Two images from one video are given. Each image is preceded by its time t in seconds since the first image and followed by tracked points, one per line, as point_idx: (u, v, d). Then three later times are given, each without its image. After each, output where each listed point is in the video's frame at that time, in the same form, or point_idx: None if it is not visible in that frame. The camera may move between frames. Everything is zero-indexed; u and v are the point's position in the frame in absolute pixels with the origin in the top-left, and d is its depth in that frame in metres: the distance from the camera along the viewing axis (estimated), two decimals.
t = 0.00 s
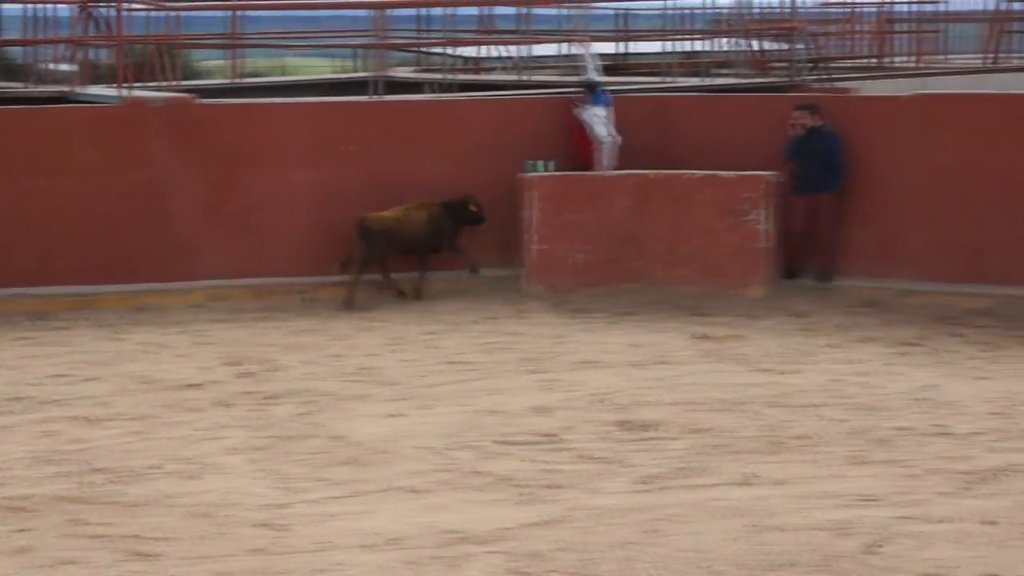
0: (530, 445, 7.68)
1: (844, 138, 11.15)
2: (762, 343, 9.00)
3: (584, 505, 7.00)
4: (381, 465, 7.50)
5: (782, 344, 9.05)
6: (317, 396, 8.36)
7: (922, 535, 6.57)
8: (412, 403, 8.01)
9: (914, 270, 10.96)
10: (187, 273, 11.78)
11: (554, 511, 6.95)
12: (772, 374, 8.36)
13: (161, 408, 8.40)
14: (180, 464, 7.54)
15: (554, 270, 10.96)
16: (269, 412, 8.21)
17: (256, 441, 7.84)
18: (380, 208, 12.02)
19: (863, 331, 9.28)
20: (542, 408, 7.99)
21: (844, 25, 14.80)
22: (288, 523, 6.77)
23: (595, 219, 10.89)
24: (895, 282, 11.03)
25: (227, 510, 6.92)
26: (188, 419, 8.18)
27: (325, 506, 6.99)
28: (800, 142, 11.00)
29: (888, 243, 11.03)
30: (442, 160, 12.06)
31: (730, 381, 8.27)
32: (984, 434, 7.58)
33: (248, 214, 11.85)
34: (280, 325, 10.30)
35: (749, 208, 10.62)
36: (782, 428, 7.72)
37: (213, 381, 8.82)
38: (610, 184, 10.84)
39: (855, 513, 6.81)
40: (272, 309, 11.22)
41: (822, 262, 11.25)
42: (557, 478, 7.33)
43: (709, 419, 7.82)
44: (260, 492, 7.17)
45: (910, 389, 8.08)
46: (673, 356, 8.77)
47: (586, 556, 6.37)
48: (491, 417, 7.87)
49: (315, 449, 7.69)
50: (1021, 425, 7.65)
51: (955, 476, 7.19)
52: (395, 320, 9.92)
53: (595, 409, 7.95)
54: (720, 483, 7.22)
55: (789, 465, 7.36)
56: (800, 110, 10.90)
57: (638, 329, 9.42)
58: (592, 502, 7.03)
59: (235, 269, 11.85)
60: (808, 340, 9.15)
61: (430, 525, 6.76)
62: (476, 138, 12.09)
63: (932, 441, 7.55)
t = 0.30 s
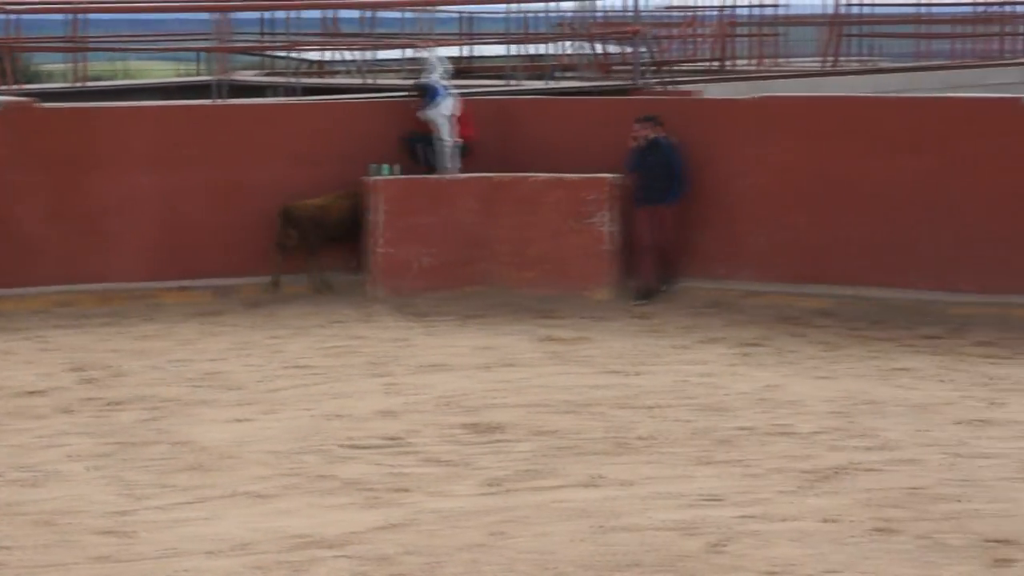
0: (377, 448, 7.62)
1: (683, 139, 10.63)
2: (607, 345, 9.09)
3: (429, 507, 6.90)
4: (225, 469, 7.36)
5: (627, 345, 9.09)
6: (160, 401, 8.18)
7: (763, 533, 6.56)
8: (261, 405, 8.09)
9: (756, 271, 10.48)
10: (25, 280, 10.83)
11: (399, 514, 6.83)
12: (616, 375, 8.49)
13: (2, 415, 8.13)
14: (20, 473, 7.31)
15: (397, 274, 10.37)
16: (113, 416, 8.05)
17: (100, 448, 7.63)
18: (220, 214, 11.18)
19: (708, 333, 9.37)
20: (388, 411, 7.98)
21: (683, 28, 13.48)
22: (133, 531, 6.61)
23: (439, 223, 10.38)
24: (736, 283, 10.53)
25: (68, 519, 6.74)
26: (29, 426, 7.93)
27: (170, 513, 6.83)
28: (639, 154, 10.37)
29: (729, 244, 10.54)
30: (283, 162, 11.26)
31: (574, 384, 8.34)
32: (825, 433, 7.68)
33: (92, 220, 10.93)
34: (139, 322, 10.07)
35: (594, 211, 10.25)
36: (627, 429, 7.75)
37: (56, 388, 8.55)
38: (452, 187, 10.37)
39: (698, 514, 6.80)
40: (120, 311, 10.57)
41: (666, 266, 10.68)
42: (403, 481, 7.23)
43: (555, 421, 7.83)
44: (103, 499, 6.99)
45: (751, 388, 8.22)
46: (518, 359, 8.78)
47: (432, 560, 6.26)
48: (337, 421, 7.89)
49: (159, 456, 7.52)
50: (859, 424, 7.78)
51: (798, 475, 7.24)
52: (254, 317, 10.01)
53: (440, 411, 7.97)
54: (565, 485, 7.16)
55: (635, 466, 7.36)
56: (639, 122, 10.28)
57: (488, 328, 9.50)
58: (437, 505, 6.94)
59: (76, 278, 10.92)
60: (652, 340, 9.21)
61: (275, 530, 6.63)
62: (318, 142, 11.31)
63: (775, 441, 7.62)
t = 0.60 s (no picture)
0: (272, 452, 7.56)
1: (573, 140, 10.44)
2: (499, 347, 9.13)
3: (325, 512, 6.79)
4: (118, 475, 7.26)
5: (520, 349, 9.11)
6: (55, 406, 8.10)
7: (661, 535, 6.48)
8: (155, 409, 8.06)
9: (650, 273, 10.37)
10: None
11: (296, 519, 6.72)
12: (510, 378, 8.52)
13: None
14: None
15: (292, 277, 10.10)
16: (3, 420, 7.95)
17: None
18: (109, 221, 10.28)
19: (605, 335, 9.42)
20: (284, 415, 7.96)
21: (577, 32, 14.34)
22: (25, 537, 6.48)
23: (334, 225, 10.10)
24: (632, 285, 10.39)
25: None
26: None
27: (63, 519, 6.70)
28: (517, 172, 9.96)
29: (623, 247, 10.40)
30: (175, 165, 10.39)
31: (469, 387, 8.35)
32: (721, 434, 7.70)
33: None
34: (47, 320, 9.90)
35: (491, 214, 10.08)
36: (523, 433, 7.74)
37: None
38: (346, 190, 10.10)
39: (595, 516, 6.72)
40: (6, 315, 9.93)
41: (556, 273, 10.37)
42: (298, 485, 7.14)
43: (449, 424, 7.83)
44: None
45: (647, 391, 8.29)
46: (412, 362, 8.80)
47: (328, 564, 6.15)
48: (232, 425, 7.85)
49: (50, 461, 7.41)
50: (754, 425, 7.80)
51: (694, 476, 7.20)
52: (160, 318, 9.90)
53: (334, 415, 7.96)
54: (461, 489, 7.09)
55: (530, 469, 7.32)
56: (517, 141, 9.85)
57: (383, 329, 9.53)
58: (334, 509, 6.83)
59: None
60: (544, 342, 9.26)
61: (170, 535, 6.51)
62: (206, 142, 10.46)
63: (672, 442, 7.61)
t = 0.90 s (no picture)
0: (236, 455, 7.54)
1: (539, 142, 10.43)
2: (465, 350, 9.14)
3: (291, 515, 6.76)
4: (82, 478, 7.22)
5: (486, 351, 9.12)
6: (20, 410, 8.07)
7: (627, 538, 6.45)
8: (120, 412, 8.04)
9: (615, 276, 10.39)
10: None
11: (261, 521, 6.68)
12: (476, 381, 8.51)
13: None
14: None
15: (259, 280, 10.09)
16: None
17: None
18: (69, 223, 10.26)
19: (571, 338, 9.45)
20: (250, 418, 7.95)
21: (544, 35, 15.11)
22: None
23: (298, 228, 10.09)
24: (598, 287, 10.39)
25: None
26: None
27: (26, 522, 6.65)
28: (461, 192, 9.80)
29: (589, 248, 10.41)
30: (134, 168, 10.36)
31: (435, 390, 8.35)
32: (687, 437, 7.69)
33: None
34: (16, 322, 9.84)
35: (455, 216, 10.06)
36: (489, 436, 7.73)
37: None
38: (309, 194, 10.09)
39: (561, 518, 6.69)
40: None
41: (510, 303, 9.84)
42: (264, 489, 7.11)
43: (414, 426, 7.83)
44: None
45: (613, 394, 8.30)
46: (377, 365, 8.81)
47: (294, 567, 6.12)
48: (197, 428, 7.83)
49: (15, 465, 7.36)
50: (720, 427, 7.80)
51: (660, 479, 7.18)
52: (130, 322, 9.87)
53: (299, 418, 7.95)
54: (427, 491, 7.05)
55: (495, 471, 7.30)
56: (460, 159, 9.68)
57: (350, 333, 9.54)
58: (299, 512, 6.80)
59: None
60: (510, 345, 9.28)
61: (135, 538, 6.46)
62: (171, 144, 10.42)
63: (639, 445, 7.60)
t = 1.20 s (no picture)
0: (205, 458, 7.52)
1: (508, 146, 10.46)
2: (433, 353, 9.15)
3: (259, 519, 6.73)
4: (49, 483, 7.18)
5: (455, 354, 9.14)
6: None
7: (595, 541, 6.43)
8: (88, 416, 8.02)
9: (582, 279, 10.38)
10: None
11: (229, 525, 6.64)
12: (444, 383, 8.52)
13: None
14: None
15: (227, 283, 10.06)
16: None
17: None
18: (35, 223, 10.22)
19: (540, 341, 9.47)
20: (218, 422, 7.94)
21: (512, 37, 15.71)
22: None
23: (266, 231, 10.08)
24: (565, 291, 10.38)
25: None
26: None
27: None
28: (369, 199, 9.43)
29: (558, 251, 10.40)
30: (101, 169, 10.33)
31: (403, 393, 8.36)
32: (656, 439, 7.70)
33: None
34: None
35: (424, 218, 10.08)
36: (457, 438, 7.73)
37: None
38: (279, 197, 10.07)
39: (529, 521, 6.67)
40: None
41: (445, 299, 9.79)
42: (232, 493, 7.08)
43: (382, 429, 7.83)
44: None
45: (581, 396, 8.32)
46: (345, 368, 8.82)
47: (262, 571, 6.10)
48: (165, 432, 7.82)
49: None
50: (688, 429, 7.82)
51: (629, 482, 7.18)
52: (98, 326, 9.83)
53: (267, 421, 7.94)
54: (395, 495, 7.03)
55: (464, 474, 7.28)
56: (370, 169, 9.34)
57: (319, 337, 9.53)
58: (268, 516, 6.77)
59: None
60: (478, 347, 9.29)
61: (103, 543, 6.42)
62: (138, 146, 10.40)
63: (606, 448, 7.60)
